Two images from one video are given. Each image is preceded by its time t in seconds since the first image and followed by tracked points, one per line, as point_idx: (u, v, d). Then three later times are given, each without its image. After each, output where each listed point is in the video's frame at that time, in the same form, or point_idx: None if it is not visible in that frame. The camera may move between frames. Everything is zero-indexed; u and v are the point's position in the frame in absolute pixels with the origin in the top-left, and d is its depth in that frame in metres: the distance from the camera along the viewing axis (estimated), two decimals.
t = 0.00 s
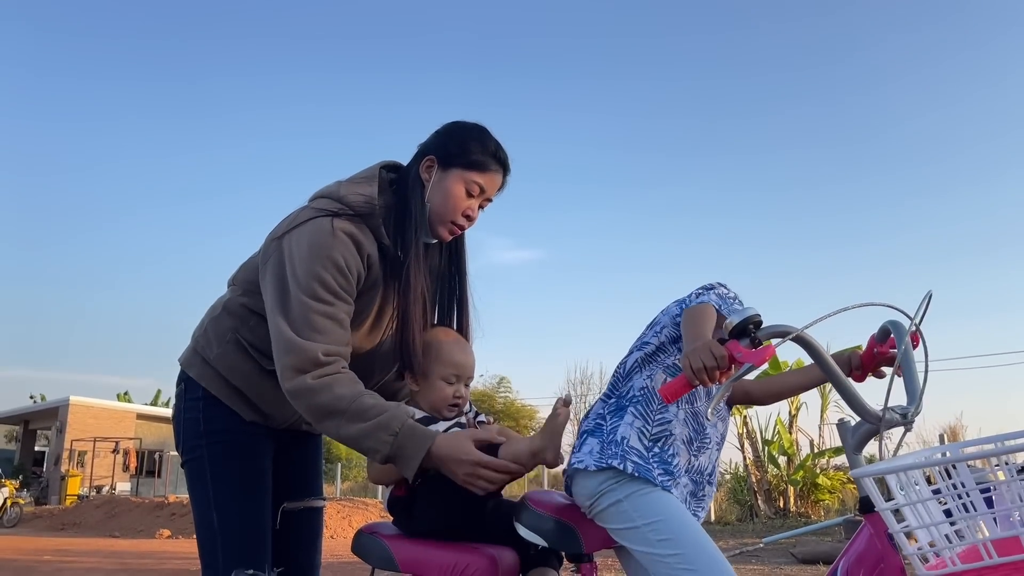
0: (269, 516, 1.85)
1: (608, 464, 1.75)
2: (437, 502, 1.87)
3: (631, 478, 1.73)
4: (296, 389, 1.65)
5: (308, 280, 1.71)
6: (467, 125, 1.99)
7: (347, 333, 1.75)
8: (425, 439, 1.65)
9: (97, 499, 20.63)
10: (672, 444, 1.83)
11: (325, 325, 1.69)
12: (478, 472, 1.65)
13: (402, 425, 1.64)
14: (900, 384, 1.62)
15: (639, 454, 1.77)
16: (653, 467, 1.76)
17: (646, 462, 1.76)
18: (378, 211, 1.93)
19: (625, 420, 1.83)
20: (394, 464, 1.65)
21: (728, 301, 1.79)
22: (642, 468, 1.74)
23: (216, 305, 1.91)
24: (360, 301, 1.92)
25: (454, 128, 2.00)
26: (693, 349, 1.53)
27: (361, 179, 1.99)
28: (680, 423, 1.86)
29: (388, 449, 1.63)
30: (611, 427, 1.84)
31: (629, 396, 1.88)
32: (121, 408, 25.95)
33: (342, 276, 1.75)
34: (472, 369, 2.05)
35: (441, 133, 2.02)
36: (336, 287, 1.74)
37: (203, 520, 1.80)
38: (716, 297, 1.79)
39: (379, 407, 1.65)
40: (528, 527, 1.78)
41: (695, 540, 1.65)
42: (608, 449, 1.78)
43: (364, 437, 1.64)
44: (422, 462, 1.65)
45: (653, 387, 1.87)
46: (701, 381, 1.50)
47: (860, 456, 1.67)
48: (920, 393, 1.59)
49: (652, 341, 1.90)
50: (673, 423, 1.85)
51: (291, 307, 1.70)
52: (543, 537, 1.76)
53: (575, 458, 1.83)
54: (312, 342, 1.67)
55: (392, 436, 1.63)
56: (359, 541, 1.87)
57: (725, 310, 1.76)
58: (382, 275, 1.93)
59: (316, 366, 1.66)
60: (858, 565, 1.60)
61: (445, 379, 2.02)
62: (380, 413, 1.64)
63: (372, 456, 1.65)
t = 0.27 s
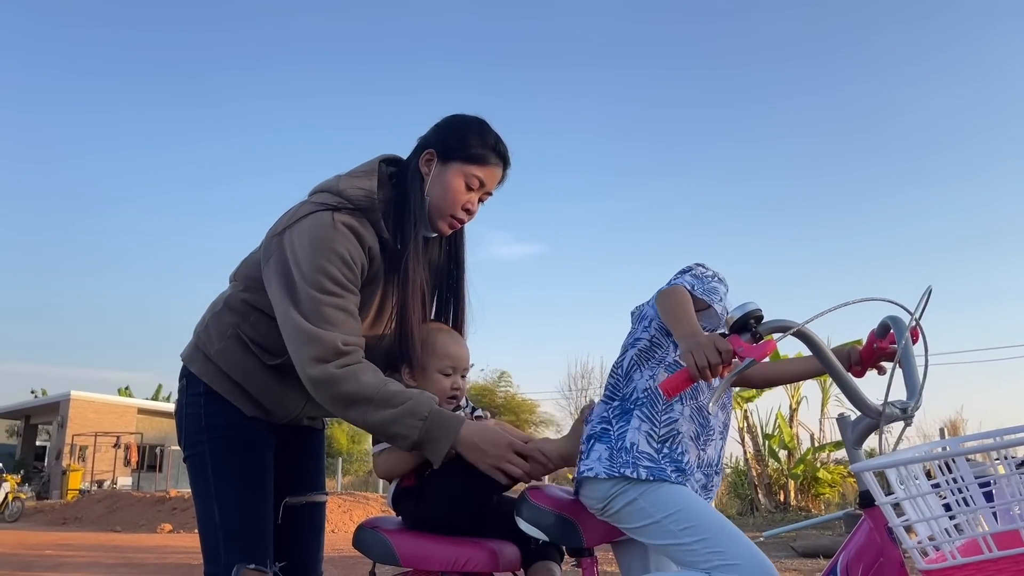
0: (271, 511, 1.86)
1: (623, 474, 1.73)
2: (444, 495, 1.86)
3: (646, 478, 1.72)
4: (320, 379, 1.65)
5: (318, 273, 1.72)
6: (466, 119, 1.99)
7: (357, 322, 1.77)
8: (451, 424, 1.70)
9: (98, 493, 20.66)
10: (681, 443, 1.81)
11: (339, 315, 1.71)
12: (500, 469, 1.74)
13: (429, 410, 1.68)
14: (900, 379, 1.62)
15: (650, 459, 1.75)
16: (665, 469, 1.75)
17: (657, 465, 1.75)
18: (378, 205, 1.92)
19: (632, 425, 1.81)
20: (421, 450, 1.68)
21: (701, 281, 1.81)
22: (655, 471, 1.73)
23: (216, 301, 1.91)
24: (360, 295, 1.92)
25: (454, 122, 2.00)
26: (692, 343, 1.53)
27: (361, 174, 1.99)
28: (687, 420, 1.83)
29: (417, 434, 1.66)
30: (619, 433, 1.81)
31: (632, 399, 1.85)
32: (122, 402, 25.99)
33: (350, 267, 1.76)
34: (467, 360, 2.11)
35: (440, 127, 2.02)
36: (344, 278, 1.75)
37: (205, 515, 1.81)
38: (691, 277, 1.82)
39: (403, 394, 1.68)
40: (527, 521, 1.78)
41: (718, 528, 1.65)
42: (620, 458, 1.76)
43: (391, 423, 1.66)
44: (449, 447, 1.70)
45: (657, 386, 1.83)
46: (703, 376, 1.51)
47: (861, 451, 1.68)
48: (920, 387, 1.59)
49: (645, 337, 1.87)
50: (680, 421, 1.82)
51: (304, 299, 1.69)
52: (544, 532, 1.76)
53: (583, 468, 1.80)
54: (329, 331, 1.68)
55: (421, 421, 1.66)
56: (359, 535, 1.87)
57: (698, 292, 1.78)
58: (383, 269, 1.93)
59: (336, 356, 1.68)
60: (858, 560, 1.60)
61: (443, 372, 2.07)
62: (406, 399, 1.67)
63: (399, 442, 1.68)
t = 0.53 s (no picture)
0: (271, 508, 1.86)
1: (625, 477, 1.72)
2: (439, 495, 1.85)
3: (647, 481, 1.71)
4: (326, 371, 1.65)
5: (324, 265, 1.71)
6: (466, 114, 1.99)
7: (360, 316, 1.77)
8: (454, 419, 1.71)
9: (99, 490, 20.69)
10: (682, 438, 1.80)
11: (344, 308, 1.71)
12: (497, 464, 1.72)
13: (433, 405, 1.69)
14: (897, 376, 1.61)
15: (651, 459, 1.74)
16: (666, 467, 1.74)
17: (659, 464, 1.74)
18: (379, 199, 1.92)
19: (631, 426, 1.79)
20: (423, 444, 1.69)
21: (685, 264, 1.80)
22: (656, 473, 1.72)
23: (216, 298, 1.91)
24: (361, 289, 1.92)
25: (454, 117, 2.00)
26: (692, 341, 1.52)
27: (362, 169, 1.98)
28: (685, 414, 1.83)
29: (421, 427, 1.67)
30: (619, 435, 1.79)
31: (630, 399, 1.84)
32: (123, 399, 26.00)
33: (355, 261, 1.77)
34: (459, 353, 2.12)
35: (441, 123, 2.01)
36: (349, 271, 1.75)
37: (206, 512, 1.80)
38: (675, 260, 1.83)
39: (407, 388, 1.69)
40: (526, 518, 1.77)
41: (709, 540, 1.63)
42: (619, 460, 1.75)
43: (395, 417, 1.67)
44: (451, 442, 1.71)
45: (652, 384, 1.82)
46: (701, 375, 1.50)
47: (859, 447, 1.67)
48: (917, 383, 1.59)
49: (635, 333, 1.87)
50: (679, 416, 1.82)
51: (310, 291, 1.69)
52: (542, 529, 1.76)
53: (583, 473, 1.78)
54: (334, 324, 1.68)
55: (425, 415, 1.68)
56: (359, 532, 1.87)
57: (683, 278, 1.78)
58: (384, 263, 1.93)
59: (341, 349, 1.68)
60: (855, 557, 1.60)
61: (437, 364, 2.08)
62: (410, 393, 1.68)
63: (402, 437, 1.68)
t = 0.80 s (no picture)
0: (271, 507, 1.86)
1: (654, 486, 1.70)
2: (434, 494, 1.86)
3: (678, 488, 1.69)
4: (314, 373, 1.64)
5: (318, 265, 1.71)
6: (465, 113, 1.99)
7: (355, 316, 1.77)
8: (444, 423, 1.70)
9: (98, 489, 20.70)
10: (707, 437, 1.78)
11: (337, 308, 1.70)
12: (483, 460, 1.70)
13: (421, 408, 1.68)
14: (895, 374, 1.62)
15: (679, 462, 1.72)
16: (696, 470, 1.71)
17: (688, 467, 1.71)
18: (379, 198, 1.92)
19: (654, 432, 1.76)
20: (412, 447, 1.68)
21: (677, 258, 1.80)
22: (687, 478, 1.70)
23: (215, 297, 1.91)
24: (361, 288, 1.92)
25: (453, 117, 2.00)
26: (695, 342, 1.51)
27: (361, 167, 1.98)
28: (706, 412, 1.80)
29: (408, 431, 1.66)
30: (644, 442, 1.76)
31: (648, 404, 1.80)
32: (122, 398, 26.00)
33: (350, 261, 1.76)
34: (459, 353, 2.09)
35: (440, 122, 2.01)
36: (345, 271, 1.74)
37: (206, 512, 1.81)
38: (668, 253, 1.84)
39: (396, 391, 1.68)
40: (527, 518, 1.78)
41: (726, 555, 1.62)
42: (648, 470, 1.72)
43: (383, 420, 1.66)
44: (440, 446, 1.69)
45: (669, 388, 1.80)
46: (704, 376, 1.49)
47: (858, 447, 1.68)
48: (916, 382, 1.60)
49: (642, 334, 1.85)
50: (701, 415, 1.79)
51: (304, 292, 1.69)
52: (543, 529, 1.76)
53: (608, 483, 1.75)
54: (326, 325, 1.67)
55: (413, 419, 1.66)
56: (359, 531, 1.87)
57: (676, 273, 1.77)
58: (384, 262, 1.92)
59: (332, 350, 1.67)
60: (855, 556, 1.61)
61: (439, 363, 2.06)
62: (399, 396, 1.67)
63: (391, 439, 1.67)
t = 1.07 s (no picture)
0: (273, 508, 1.86)
1: (693, 501, 1.65)
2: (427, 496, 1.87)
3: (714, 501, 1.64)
4: (261, 377, 1.64)
5: (291, 264, 1.68)
6: (467, 112, 1.99)
7: (326, 324, 1.72)
8: (373, 454, 1.62)
9: (97, 490, 20.69)
10: (735, 440, 1.75)
11: (300, 312, 1.67)
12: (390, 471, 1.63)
13: (352, 436, 1.61)
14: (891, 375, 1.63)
15: (714, 472, 1.68)
16: (731, 477, 1.68)
17: (722, 476, 1.67)
18: (379, 194, 1.92)
19: (684, 444, 1.72)
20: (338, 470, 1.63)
21: (673, 255, 1.80)
22: (723, 486, 1.65)
23: (216, 297, 1.92)
24: (358, 285, 1.89)
25: (453, 115, 2.00)
26: (701, 343, 1.48)
27: (361, 165, 1.97)
28: (731, 416, 1.78)
29: (333, 456, 1.61)
30: (678, 454, 1.71)
31: (673, 415, 1.76)
32: (121, 399, 26.01)
33: (334, 262, 1.71)
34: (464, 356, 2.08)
35: (442, 120, 2.01)
36: (323, 275, 1.70)
37: (208, 513, 1.81)
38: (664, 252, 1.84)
39: (335, 411, 1.63)
40: (527, 520, 1.80)
41: None
42: (685, 484, 1.67)
43: (316, 438, 1.62)
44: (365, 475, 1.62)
45: (694, 395, 1.77)
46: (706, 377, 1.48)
47: (856, 448, 1.68)
48: (915, 384, 1.60)
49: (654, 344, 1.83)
50: (725, 419, 1.76)
51: (270, 292, 1.67)
52: (542, 530, 1.78)
53: (645, 499, 1.70)
54: (281, 331, 1.65)
55: (339, 445, 1.61)
56: (358, 533, 1.87)
57: (671, 270, 1.77)
58: (382, 260, 1.91)
59: (283, 355, 1.65)
60: (852, 558, 1.61)
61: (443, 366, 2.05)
62: (335, 418, 1.62)
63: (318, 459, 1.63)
